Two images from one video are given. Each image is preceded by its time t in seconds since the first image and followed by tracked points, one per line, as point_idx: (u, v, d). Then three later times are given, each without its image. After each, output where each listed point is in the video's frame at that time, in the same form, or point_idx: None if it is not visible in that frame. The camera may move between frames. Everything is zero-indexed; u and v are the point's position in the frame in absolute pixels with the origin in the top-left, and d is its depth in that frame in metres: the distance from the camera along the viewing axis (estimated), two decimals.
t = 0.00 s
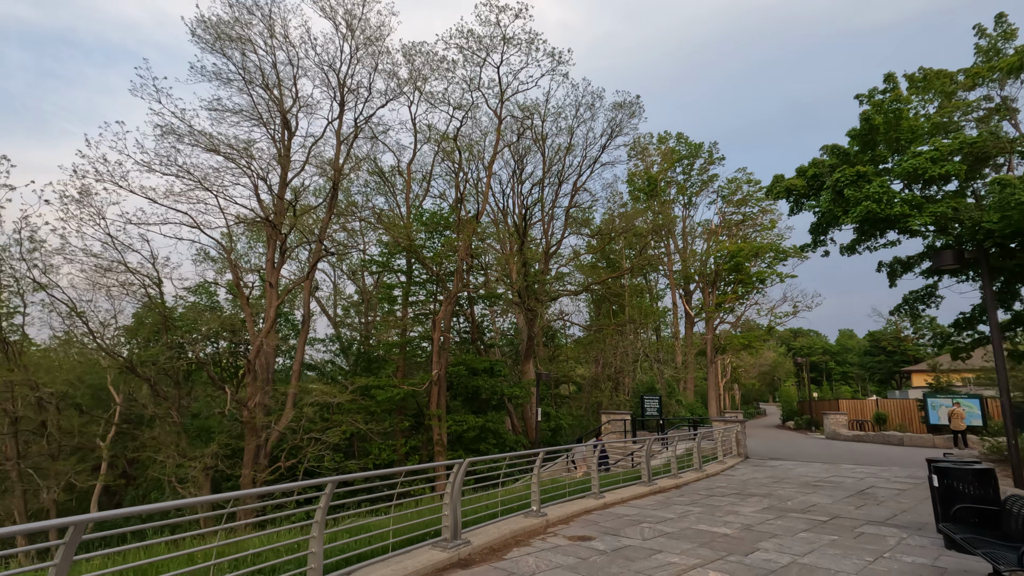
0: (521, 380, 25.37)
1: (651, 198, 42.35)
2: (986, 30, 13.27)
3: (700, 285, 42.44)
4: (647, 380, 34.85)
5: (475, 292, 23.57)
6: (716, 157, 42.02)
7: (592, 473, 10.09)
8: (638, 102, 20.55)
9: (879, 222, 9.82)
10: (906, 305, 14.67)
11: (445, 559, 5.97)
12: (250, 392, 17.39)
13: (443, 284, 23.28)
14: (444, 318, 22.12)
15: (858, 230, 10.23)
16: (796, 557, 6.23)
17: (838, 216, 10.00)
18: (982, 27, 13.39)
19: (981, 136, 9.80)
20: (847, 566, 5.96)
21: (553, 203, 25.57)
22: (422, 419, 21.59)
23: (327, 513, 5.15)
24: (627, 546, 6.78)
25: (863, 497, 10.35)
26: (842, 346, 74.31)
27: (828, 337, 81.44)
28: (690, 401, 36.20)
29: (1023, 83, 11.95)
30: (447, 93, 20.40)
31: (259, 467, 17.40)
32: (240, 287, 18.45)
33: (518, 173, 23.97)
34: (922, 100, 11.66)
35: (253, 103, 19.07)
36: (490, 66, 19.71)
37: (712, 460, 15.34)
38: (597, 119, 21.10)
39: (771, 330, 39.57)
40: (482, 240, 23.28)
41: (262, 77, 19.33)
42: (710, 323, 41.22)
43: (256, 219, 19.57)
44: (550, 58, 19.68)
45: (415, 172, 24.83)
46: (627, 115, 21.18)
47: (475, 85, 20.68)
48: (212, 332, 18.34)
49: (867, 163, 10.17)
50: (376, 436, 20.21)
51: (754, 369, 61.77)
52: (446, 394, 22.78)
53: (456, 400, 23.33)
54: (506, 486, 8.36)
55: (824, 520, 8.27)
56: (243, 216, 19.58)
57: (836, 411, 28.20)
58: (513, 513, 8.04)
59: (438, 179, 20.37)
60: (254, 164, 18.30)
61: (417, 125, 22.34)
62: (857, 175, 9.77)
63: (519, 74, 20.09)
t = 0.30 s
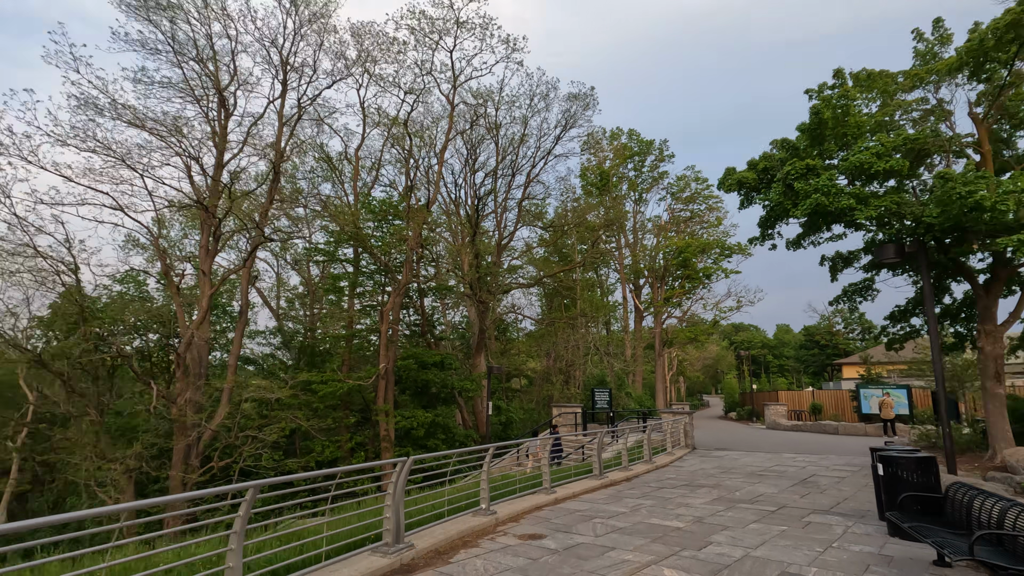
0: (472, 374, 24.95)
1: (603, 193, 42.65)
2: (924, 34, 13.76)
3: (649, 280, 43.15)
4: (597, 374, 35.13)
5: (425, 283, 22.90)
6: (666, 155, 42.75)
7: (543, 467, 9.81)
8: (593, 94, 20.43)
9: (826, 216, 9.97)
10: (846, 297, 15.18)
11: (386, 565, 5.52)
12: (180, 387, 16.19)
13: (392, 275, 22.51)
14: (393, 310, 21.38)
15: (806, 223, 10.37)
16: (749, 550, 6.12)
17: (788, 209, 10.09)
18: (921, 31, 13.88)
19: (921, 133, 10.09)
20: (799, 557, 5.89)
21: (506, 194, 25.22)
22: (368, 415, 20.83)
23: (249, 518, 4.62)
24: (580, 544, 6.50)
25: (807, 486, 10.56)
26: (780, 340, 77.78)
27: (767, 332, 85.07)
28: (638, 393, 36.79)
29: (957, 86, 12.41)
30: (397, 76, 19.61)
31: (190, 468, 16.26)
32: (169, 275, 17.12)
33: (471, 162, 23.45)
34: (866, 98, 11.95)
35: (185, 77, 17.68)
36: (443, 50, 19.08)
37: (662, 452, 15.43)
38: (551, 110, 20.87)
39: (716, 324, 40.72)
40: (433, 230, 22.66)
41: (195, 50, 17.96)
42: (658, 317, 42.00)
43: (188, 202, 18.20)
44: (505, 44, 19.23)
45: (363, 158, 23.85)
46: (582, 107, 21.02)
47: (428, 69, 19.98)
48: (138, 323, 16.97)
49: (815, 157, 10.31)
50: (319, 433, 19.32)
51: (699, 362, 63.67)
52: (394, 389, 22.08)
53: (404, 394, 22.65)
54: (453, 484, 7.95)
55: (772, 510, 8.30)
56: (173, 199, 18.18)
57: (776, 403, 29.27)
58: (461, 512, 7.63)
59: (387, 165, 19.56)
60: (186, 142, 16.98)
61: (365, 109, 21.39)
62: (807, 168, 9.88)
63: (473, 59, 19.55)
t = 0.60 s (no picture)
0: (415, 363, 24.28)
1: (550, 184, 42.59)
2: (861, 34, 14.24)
3: (595, 272, 43.58)
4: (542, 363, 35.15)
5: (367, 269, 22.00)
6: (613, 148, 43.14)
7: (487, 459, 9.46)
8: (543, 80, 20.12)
9: (772, 205, 10.11)
10: (782, 288, 15.65)
11: (313, 570, 5.01)
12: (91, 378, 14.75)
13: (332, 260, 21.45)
14: (332, 296, 20.39)
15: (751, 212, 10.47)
16: (696, 540, 5.99)
17: (734, 197, 10.15)
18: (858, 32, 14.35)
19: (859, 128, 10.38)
20: (745, 545, 5.81)
21: (453, 180, 24.60)
22: (305, 406, 19.85)
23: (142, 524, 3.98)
24: (524, 539, 6.19)
25: (746, 472, 10.73)
26: (716, 332, 80.91)
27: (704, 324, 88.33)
28: (582, 383, 37.14)
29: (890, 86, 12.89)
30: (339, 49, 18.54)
31: (101, 467, 14.95)
32: (78, 255, 15.51)
33: (417, 145, 22.64)
34: (809, 93, 12.20)
35: (97, 35, 15.97)
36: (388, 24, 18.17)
37: (606, 441, 15.45)
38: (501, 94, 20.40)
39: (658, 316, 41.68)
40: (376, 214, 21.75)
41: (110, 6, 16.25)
42: (603, 308, 42.52)
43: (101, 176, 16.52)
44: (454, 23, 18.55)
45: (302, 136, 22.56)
46: (532, 92, 20.65)
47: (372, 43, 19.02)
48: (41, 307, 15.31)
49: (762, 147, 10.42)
50: (249, 426, 18.19)
51: (641, 352, 65.25)
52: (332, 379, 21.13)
53: (344, 384, 21.75)
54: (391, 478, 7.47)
55: (715, 498, 8.30)
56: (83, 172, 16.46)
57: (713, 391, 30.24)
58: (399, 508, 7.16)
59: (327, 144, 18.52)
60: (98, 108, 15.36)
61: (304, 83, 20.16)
62: (754, 158, 9.95)
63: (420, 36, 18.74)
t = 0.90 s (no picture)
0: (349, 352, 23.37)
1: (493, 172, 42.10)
2: (796, 35, 14.68)
3: (535, 262, 43.61)
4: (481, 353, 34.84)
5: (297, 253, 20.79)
6: (556, 139, 43.21)
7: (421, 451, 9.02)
8: (486, 63, 19.61)
9: (712, 196, 10.19)
10: (717, 279, 16.04)
11: None
12: None
13: (259, 242, 20.12)
14: (258, 280, 19.14)
15: (692, 201, 10.53)
16: (636, 532, 5.84)
17: (676, 186, 10.16)
18: (794, 32, 14.78)
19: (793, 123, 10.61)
20: (684, 536, 5.71)
21: (392, 163, 23.68)
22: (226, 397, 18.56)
23: None
24: (459, 537, 5.83)
25: (681, 459, 10.88)
26: (649, 324, 83.59)
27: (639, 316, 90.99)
28: (521, 372, 37.17)
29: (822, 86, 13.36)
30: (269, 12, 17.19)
31: None
32: None
33: (353, 124, 21.57)
34: (748, 89, 12.41)
35: None
36: None
37: (544, 430, 15.35)
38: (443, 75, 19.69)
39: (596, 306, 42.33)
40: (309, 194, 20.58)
41: None
42: (542, 299, 42.68)
43: None
44: None
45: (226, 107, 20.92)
46: (476, 75, 20.08)
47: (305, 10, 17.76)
48: None
49: (704, 138, 10.48)
50: (162, 419, 16.77)
51: (578, 342, 66.29)
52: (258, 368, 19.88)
53: (271, 374, 20.53)
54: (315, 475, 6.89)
55: (653, 486, 8.28)
56: None
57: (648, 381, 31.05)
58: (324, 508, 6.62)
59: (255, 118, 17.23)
60: None
61: (228, 50, 18.61)
62: (698, 147, 9.96)
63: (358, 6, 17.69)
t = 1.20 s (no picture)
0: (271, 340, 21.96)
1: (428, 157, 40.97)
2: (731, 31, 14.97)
3: (470, 250, 43.03)
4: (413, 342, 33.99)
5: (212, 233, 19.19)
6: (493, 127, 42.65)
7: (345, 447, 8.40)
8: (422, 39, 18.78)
9: (650, 184, 10.14)
10: (651, 269, 16.24)
11: None
12: None
13: (167, 221, 18.36)
14: (166, 261, 17.50)
15: (631, 188, 10.44)
16: (573, 527, 5.59)
17: (616, 172, 10.01)
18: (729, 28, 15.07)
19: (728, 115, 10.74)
20: (623, 529, 5.53)
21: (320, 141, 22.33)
22: (129, 390, 16.87)
23: None
24: (385, 540, 5.35)
25: (615, 448, 10.87)
26: (581, 315, 85.19)
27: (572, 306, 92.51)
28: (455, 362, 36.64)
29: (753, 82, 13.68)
30: None
31: None
32: None
33: (277, 96, 20.08)
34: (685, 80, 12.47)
35: None
36: None
37: (478, 420, 15.01)
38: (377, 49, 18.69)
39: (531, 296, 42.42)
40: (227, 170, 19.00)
41: None
42: (477, 288, 42.24)
43: None
44: None
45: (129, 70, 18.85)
46: (411, 52, 19.21)
47: None
48: None
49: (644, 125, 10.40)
50: (49, 415, 14.97)
51: (513, 332, 66.44)
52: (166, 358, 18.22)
53: (181, 364, 18.89)
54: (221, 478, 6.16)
55: (589, 477, 8.11)
56: None
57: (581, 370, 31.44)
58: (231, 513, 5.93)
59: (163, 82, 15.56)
60: None
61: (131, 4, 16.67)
62: (638, 133, 9.84)
63: None
